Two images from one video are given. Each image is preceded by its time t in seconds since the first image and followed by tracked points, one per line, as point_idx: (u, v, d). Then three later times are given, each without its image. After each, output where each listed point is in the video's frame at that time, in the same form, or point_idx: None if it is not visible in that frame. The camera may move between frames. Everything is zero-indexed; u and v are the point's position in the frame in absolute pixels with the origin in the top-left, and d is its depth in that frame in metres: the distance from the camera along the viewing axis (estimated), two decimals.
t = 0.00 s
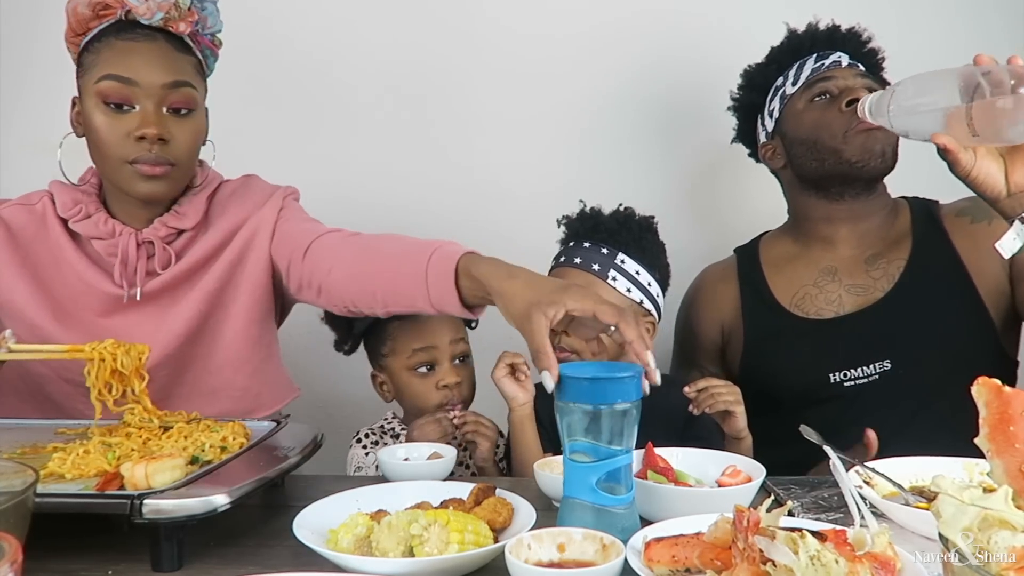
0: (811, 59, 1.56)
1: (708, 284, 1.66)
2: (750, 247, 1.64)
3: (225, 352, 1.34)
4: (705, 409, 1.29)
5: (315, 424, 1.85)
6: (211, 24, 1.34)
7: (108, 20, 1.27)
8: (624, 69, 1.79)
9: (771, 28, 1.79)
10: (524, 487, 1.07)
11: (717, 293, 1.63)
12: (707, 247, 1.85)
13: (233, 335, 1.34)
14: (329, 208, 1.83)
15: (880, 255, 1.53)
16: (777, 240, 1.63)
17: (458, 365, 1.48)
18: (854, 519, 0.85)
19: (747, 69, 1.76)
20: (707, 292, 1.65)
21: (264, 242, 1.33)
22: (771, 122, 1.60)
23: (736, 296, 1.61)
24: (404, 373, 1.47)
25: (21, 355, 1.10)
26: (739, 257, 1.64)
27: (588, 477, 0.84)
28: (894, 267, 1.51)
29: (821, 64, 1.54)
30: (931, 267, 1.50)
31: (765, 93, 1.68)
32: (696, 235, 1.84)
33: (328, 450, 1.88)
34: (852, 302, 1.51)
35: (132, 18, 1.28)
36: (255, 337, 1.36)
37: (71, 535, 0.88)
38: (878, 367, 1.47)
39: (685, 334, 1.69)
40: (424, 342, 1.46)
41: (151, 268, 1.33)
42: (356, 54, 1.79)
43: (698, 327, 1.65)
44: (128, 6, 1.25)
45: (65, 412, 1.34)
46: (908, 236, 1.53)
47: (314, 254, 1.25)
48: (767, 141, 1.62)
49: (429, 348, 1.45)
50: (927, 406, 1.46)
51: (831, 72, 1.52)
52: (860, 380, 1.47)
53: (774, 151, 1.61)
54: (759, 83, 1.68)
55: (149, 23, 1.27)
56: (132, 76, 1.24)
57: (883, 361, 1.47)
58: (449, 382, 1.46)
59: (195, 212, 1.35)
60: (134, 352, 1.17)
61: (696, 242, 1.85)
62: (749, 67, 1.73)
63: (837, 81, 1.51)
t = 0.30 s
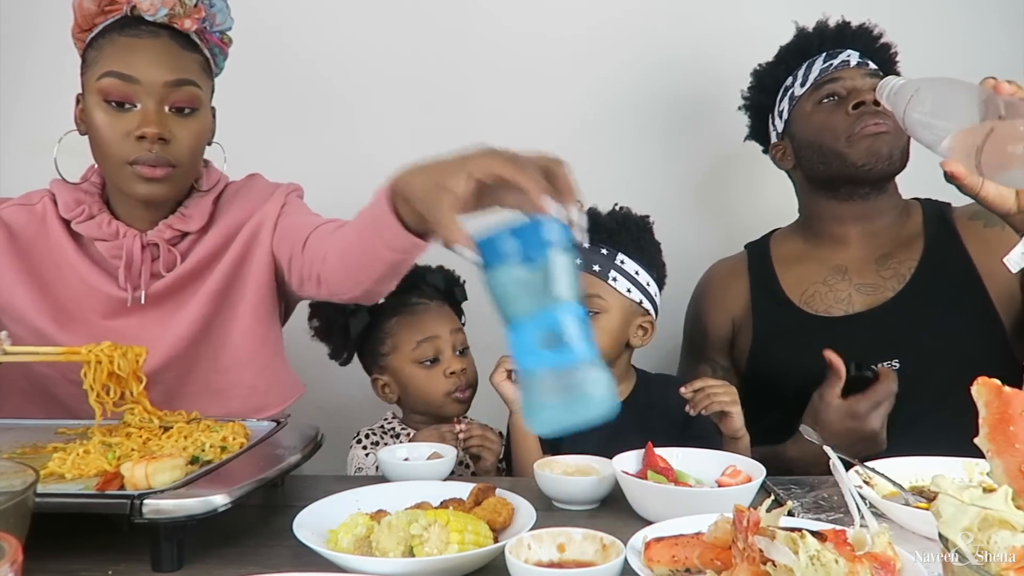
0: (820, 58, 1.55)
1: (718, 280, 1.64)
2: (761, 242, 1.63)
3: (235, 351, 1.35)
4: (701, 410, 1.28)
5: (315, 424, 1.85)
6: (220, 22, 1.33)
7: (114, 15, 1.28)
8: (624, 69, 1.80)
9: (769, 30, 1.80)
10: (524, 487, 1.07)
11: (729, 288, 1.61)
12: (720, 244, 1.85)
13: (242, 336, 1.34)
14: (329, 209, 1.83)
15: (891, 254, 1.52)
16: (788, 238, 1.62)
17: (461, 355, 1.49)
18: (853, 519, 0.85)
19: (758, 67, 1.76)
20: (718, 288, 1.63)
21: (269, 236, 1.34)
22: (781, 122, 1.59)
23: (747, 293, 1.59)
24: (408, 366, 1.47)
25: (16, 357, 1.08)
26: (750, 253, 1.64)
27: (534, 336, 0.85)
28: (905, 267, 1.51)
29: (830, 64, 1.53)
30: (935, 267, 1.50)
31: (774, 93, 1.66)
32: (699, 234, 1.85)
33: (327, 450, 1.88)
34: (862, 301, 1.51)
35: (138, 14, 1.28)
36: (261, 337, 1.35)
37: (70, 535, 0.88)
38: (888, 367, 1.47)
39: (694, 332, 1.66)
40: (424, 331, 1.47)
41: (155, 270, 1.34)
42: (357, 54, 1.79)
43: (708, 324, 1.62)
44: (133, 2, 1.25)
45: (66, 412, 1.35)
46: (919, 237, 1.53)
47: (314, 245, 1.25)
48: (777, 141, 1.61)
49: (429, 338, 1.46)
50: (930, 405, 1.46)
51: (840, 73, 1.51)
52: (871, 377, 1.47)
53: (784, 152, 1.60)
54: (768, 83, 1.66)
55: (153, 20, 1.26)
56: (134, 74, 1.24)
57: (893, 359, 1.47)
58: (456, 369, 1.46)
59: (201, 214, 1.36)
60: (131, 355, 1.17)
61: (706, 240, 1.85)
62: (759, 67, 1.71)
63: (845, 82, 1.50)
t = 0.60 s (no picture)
0: (824, 70, 1.47)
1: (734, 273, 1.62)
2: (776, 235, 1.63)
3: (223, 356, 1.33)
4: (699, 410, 1.28)
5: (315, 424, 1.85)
6: (224, 20, 1.35)
7: (118, 13, 1.27)
8: (623, 69, 1.80)
9: (768, 31, 1.81)
10: (523, 487, 1.07)
11: (741, 280, 1.60)
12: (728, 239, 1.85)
13: (229, 340, 1.33)
14: (329, 209, 1.84)
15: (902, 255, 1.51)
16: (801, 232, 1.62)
17: (448, 357, 1.48)
18: (853, 519, 0.85)
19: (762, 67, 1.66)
20: (732, 280, 1.61)
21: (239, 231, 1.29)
22: (786, 132, 1.56)
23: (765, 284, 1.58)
24: (396, 368, 1.46)
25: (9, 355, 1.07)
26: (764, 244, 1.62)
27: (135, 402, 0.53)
28: (918, 267, 1.50)
29: (834, 78, 1.45)
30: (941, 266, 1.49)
31: (778, 102, 1.60)
32: (698, 234, 1.85)
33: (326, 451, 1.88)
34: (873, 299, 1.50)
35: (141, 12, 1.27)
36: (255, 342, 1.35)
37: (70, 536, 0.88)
38: (903, 365, 1.44)
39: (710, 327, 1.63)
40: (409, 332, 1.46)
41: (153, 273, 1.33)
42: (357, 55, 1.80)
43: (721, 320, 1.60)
44: None
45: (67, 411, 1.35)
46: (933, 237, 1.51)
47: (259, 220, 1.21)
48: (783, 149, 1.57)
49: (412, 339, 1.45)
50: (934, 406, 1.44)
51: (844, 91, 1.44)
52: (883, 376, 1.44)
53: (791, 160, 1.57)
54: (771, 92, 1.60)
55: (157, 17, 1.26)
56: (135, 70, 1.22)
57: (907, 358, 1.45)
58: (439, 371, 1.44)
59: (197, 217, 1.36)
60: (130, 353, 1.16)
61: (711, 237, 1.85)
62: (762, 68, 1.63)
63: (850, 102, 1.44)
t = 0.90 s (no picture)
0: (827, 82, 1.45)
1: (747, 266, 1.61)
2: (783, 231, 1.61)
3: (206, 362, 1.32)
4: (700, 411, 1.28)
5: (314, 423, 1.85)
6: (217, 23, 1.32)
7: (114, 10, 1.23)
8: (623, 70, 1.80)
9: (767, 31, 1.81)
10: (523, 488, 1.07)
11: (755, 272, 1.59)
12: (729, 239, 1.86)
13: (211, 346, 1.32)
14: (329, 209, 1.84)
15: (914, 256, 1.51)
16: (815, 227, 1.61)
17: (431, 371, 1.46)
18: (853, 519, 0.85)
19: (764, 72, 1.65)
20: (744, 274, 1.60)
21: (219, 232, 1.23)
22: (791, 140, 1.54)
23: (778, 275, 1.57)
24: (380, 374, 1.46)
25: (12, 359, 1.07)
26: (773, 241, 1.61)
27: None
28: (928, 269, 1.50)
29: (836, 92, 1.43)
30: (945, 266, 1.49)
31: (781, 112, 1.59)
32: (697, 234, 1.85)
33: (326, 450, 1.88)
34: (883, 297, 1.50)
35: (139, 11, 1.23)
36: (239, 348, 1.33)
37: (70, 535, 0.88)
38: (910, 364, 1.44)
39: (724, 310, 1.62)
40: (395, 342, 1.45)
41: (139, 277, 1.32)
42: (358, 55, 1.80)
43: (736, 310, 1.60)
44: None
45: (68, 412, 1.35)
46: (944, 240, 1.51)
47: (238, 230, 1.14)
48: (788, 156, 1.56)
49: (398, 348, 1.44)
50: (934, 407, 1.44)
51: (847, 106, 1.42)
52: (891, 373, 1.44)
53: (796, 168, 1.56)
54: (774, 102, 1.60)
55: (162, 15, 1.23)
56: (143, 67, 1.20)
57: (915, 357, 1.44)
58: (416, 386, 1.43)
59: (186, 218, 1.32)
60: (132, 349, 1.16)
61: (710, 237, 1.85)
62: (765, 74, 1.61)
63: (854, 116, 1.41)
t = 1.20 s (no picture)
0: (836, 77, 1.45)
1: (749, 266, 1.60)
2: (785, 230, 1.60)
3: (203, 360, 1.32)
4: (704, 412, 1.28)
5: (314, 423, 1.85)
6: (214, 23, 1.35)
7: (112, 13, 1.22)
8: (624, 69, 1.80)
9: (769, 30, 1.81)
10: (524, 488, 1.07)
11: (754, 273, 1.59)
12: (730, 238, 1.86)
13: (208, 345, 1.32)
14: (330, 209, 1.84)
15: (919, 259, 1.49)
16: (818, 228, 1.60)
17: (426, 376, 1.45)
18: (853, 519, 0.85)
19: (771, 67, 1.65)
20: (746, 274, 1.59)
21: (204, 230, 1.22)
22: (797, 136, 1.54)
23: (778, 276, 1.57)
24: (376, 376, 1.46)
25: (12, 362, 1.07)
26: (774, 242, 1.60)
27: None
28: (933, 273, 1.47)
29: (846, 88, 1.43)
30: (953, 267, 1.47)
31: (789, 107, 1.59)
32: (697, 234, 1.85)
33: (326, 450, 1.88)
34: (887, 303, 1.47)
35: (143, 13, 1.24)
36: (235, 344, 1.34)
37: (70, 535, 0.88)
38: (914, 367, 1.42)
39: (726, 311, 1.62)
40: (392, 347, 1.44)
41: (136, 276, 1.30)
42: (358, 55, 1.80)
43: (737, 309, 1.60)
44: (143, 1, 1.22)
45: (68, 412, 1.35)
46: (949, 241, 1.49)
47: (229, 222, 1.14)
48: (794, 152, 1.56)
49: (393, 353, 1.44)
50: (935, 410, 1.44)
51: (857, 101, 1.42)
52: (894, 377, 1.43)
53: (802, 164, 1.56)
54: (782, 97, 1.59)
55: (175, 21, 1.26)
56: (171, 72, 1.20)
57: (919, 361, 1.43)
58: (411, 391, 1.43)
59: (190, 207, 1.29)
60: (131, 353, 1.17)
61: (710, 237, 1.86)
62: (774, 68, 1.61)
63: (862, 113, 1.42)
